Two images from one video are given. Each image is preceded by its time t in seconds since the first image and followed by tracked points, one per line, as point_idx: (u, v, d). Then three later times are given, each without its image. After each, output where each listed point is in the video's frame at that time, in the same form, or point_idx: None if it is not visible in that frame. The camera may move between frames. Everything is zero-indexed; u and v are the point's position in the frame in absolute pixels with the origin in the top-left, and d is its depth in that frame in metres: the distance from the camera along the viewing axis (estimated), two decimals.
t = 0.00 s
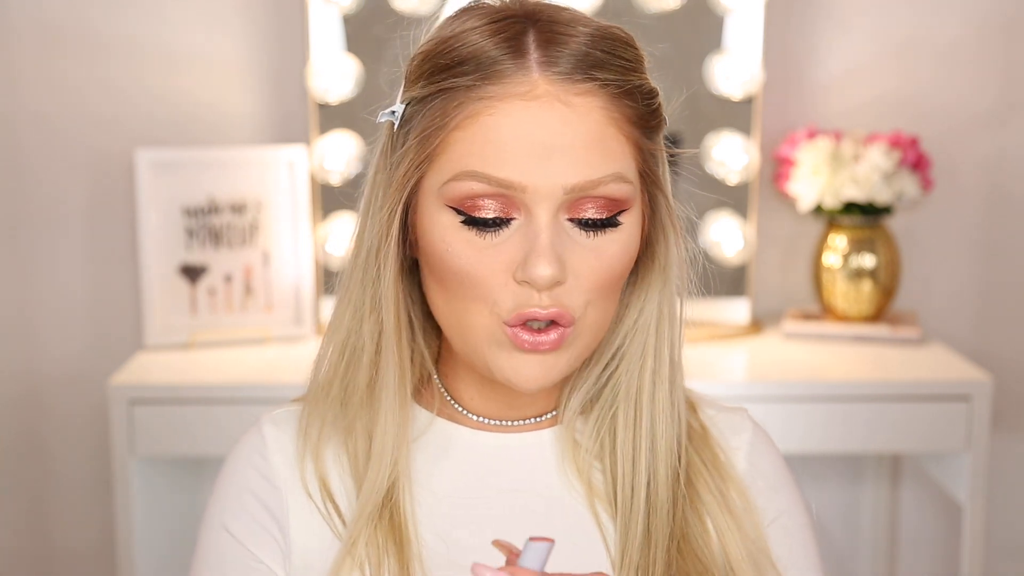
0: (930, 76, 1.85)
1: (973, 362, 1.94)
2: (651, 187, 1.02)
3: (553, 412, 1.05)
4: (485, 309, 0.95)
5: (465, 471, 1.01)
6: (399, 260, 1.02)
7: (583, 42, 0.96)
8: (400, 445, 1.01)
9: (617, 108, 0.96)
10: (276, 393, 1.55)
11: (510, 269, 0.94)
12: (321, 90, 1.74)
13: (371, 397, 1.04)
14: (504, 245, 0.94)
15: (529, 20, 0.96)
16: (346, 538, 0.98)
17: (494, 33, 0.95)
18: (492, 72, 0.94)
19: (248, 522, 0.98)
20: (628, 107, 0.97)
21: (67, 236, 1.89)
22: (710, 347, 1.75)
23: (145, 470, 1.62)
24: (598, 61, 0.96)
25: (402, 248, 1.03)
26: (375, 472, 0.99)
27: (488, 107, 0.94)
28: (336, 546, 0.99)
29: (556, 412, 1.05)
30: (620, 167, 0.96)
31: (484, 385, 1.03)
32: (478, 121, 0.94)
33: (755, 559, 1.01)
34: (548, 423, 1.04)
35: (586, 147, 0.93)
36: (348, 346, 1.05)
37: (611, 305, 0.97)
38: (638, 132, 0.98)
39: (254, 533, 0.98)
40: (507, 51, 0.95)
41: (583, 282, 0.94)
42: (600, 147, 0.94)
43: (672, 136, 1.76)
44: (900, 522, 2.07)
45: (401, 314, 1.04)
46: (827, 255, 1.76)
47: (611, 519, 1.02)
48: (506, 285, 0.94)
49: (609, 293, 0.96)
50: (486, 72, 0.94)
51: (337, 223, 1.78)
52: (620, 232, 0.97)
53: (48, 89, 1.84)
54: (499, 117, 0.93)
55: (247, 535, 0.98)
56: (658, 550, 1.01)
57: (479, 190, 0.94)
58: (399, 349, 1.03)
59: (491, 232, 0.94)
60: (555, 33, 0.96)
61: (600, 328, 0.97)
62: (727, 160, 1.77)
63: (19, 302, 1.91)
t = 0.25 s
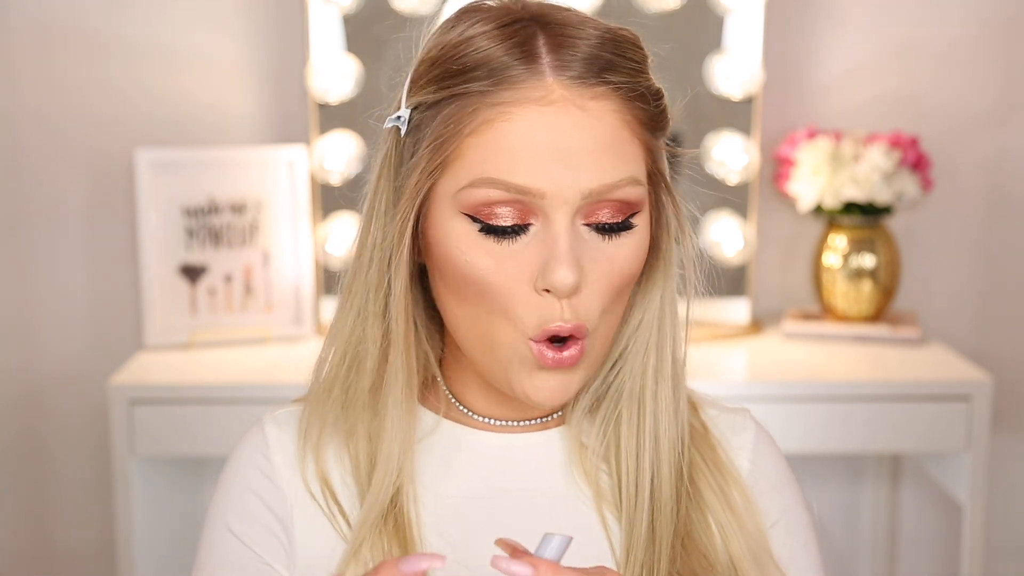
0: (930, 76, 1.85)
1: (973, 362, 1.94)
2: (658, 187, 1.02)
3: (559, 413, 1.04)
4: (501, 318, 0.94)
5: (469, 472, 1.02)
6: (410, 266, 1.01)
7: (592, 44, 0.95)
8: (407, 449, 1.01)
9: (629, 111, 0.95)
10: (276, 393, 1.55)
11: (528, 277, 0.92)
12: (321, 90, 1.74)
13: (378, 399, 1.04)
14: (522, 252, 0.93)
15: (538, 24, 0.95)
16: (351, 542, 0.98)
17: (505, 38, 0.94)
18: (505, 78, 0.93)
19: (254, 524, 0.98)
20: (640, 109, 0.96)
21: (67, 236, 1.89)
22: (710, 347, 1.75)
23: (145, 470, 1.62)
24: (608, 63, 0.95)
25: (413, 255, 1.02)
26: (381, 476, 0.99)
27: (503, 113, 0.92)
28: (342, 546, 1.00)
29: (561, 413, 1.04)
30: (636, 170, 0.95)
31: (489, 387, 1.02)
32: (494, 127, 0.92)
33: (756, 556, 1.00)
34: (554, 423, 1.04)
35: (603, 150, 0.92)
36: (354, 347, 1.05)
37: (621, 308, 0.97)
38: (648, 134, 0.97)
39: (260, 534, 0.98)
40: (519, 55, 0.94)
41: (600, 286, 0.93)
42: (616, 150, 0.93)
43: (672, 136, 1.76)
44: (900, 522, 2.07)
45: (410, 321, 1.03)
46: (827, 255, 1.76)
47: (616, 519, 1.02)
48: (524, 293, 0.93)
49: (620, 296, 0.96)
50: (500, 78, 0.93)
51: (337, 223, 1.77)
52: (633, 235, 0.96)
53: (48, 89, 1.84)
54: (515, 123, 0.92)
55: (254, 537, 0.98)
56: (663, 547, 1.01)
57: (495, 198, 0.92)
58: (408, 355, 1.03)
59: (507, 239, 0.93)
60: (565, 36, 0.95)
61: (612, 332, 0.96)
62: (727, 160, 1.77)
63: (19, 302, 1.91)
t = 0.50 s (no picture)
0: (930, 76, 1.85)
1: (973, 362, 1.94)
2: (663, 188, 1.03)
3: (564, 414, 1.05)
4: (532, 331, 0.92)
5: (471, 471, 1.02)
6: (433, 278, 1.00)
7: (612, 53, 0.94)
8: (412, 446, 1.00)
9: (656, 120, 0.94)
10: (276, 393, 1.55)
11: (562, 291, 0.91)
12: (321, 90, 1.74)
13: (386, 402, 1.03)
14: (556, 267, 0.91)
15: (559, 34, 0.93)
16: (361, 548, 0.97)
17: (531, 50, 0.92)
18: (535, 91, 0.91)
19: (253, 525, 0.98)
20: (664, 117, 0.95)
21: (67, 236, 1.89)
22: (710, 347, 1.75)
23: (145, 470, 1.62)
24: (631, 72, 0.94)
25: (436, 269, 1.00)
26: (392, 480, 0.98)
27: (536, 127, 0.91)
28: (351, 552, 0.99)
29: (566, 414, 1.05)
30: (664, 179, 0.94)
31: (497, 392, 1.02)
32: (527, 142, 0.91)
33: (756, 551, 1.01)
34: (559, 425, 1.04)
35: (637, 161, 0.91)
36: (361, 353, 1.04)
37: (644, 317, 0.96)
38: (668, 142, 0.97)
39: (260, 535, 0.98)
40: (546, 67, 0.92)
41: (629, 299, 0.92)
42: (648, 160, 0.92)
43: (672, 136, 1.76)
44: (900, 522, 2.07)
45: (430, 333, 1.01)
46: (827, 255, 1.76)
47: (620, 519, 1.02)
48: (560, 307, 0.91)
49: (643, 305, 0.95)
50: (530, 91, 0.91)
51: (337, 223, 1.77)
52: (658, 243, 0.95)
53: (47, 89, 1.84)
54: (549, 137, 0.90)
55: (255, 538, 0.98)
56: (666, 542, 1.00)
57: (530, 213, 0.90)
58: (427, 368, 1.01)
59: (538, 253, 0.92)
60: (585, 45, 0.94)
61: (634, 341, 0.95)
62: (727, 160, 1.77)
63: (19, 302, 1.91)
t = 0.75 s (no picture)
0: (930, 76, 1.85)
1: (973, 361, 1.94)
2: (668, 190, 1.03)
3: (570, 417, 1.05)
4: (538, 339, 0.92)
5: (477, 475, 1.02)
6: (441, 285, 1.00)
7: (620, 58, 0.94)
8: (422, 451, 0.99)
9: (665, 126, 0.94)
10: (276, 393, 1.56)
11: (569, 298, 0.91)
12: (321, 90, 1.74)
13: (392, 407, 1.02)
14: (562, 276, 0.91)
15: (567, 39, 0.93)
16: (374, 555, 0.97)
17: (538, 56, 0.92)
18: (543, 99, 0.91)
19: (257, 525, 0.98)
20: (672, 123, 0.95)
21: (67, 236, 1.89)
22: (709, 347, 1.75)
23: (145, 470, 1.62)
24: (639, 78, 0.94)
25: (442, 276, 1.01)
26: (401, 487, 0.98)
27: (544, 136, 0.91)
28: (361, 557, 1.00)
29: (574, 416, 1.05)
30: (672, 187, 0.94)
31: (504, 395, 1.02)
32: (534, 150, 0.91)
33: (762, 557, 1.01)
34: (566, 427, 1.04)
35: (645, 169, 0.91)
36: (371, 356, 1.02)
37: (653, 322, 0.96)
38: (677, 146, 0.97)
39: (265, 536, 0.98)
40: (554, 73, 0.92)
41: (638, 305, 0.92)
42: (657, 167, 0.92)
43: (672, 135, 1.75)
44: (900, 521, 2.07)
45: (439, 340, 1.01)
46: (827, 255, 1.76)
47: (629, 524, 1.02)
48: (566, 314, 0.91)
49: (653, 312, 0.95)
50: (537, 99, 0.91)
51: (336, 223, 1.77)
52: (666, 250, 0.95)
53: (47, 90, 1.84)
54: (556, 145, 0.90)
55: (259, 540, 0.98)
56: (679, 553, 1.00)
57: (537, 223, 0.90)
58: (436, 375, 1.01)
59: (543, 262, 0.91)
60: (594, 50, 0.93)
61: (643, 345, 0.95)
62: (726, 160, 1.77)
63: (19, 302, 1.91)
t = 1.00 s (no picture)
0: (930, 76, 1.85)
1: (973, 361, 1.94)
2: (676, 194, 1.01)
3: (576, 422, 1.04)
4: (523, 340, 0.92)
5: (488, 481, 1.01)
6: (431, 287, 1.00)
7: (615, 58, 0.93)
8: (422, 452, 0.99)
9: (657, 128, 0.93)
10: (276, 392, 1.56)
11: (553, 299, 0.91)
12: (321, 90, 1.73)
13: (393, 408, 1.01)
14: (547, 277, 0.91)
15: (560, 39, 0.93)
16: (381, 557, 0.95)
17: (528, 55, 0.92)
18: (530, 98, 0.91)
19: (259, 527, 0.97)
20: (666, 125, 0.94)
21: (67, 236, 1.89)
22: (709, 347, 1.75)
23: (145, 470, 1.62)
24: (633, 78, 0.93)
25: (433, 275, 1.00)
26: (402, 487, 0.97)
27: (528, 135, 0.90)
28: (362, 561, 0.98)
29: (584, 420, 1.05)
30: (663, 189, 0.93)
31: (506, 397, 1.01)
32: (518, 150, 0.90)
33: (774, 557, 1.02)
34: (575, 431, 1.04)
35: (632, 171, 0.91)
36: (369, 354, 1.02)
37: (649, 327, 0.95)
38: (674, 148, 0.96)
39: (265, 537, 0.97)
40: (543, 73, 0.91)
41: (626, 306, 0.92)
42: (645, 169, 0.92)
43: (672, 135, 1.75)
44: (900, 521, 2.07)
45: (431, 341, 1.01)
46: (827, 255, 1.76)
47: (644, 531, 1.01)
48: (551, 315, 0.91)
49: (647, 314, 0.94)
50: (523, 98, 0.91)
51: (336, 222, 1.77)
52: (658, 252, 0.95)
53: (47, 90, 1.84)
54: (541, 146, 0.90)
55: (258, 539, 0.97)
56: (695, 560, 1.01)
57: (521, 224, 0.90)
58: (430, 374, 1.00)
59: (529, 262, 0.91)
60: (587, 51, 0.93)
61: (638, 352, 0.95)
62: (726, 161, 1.77)
63: (20, 302, 1.91)
